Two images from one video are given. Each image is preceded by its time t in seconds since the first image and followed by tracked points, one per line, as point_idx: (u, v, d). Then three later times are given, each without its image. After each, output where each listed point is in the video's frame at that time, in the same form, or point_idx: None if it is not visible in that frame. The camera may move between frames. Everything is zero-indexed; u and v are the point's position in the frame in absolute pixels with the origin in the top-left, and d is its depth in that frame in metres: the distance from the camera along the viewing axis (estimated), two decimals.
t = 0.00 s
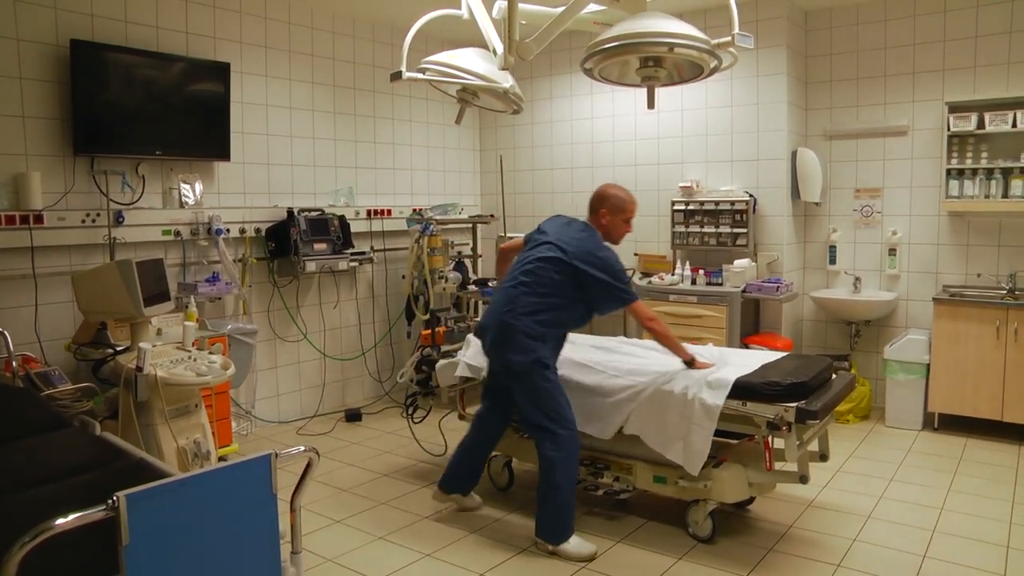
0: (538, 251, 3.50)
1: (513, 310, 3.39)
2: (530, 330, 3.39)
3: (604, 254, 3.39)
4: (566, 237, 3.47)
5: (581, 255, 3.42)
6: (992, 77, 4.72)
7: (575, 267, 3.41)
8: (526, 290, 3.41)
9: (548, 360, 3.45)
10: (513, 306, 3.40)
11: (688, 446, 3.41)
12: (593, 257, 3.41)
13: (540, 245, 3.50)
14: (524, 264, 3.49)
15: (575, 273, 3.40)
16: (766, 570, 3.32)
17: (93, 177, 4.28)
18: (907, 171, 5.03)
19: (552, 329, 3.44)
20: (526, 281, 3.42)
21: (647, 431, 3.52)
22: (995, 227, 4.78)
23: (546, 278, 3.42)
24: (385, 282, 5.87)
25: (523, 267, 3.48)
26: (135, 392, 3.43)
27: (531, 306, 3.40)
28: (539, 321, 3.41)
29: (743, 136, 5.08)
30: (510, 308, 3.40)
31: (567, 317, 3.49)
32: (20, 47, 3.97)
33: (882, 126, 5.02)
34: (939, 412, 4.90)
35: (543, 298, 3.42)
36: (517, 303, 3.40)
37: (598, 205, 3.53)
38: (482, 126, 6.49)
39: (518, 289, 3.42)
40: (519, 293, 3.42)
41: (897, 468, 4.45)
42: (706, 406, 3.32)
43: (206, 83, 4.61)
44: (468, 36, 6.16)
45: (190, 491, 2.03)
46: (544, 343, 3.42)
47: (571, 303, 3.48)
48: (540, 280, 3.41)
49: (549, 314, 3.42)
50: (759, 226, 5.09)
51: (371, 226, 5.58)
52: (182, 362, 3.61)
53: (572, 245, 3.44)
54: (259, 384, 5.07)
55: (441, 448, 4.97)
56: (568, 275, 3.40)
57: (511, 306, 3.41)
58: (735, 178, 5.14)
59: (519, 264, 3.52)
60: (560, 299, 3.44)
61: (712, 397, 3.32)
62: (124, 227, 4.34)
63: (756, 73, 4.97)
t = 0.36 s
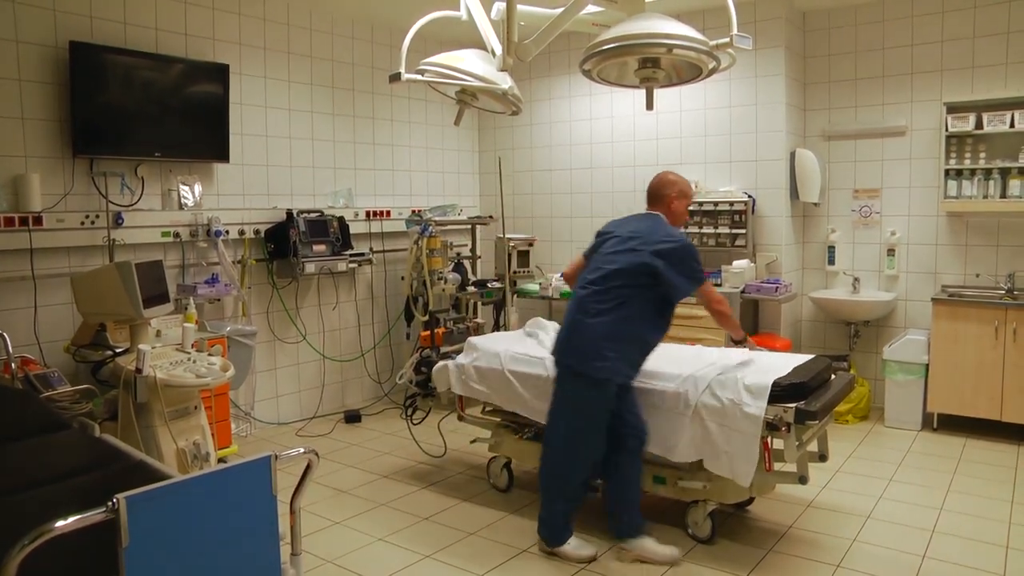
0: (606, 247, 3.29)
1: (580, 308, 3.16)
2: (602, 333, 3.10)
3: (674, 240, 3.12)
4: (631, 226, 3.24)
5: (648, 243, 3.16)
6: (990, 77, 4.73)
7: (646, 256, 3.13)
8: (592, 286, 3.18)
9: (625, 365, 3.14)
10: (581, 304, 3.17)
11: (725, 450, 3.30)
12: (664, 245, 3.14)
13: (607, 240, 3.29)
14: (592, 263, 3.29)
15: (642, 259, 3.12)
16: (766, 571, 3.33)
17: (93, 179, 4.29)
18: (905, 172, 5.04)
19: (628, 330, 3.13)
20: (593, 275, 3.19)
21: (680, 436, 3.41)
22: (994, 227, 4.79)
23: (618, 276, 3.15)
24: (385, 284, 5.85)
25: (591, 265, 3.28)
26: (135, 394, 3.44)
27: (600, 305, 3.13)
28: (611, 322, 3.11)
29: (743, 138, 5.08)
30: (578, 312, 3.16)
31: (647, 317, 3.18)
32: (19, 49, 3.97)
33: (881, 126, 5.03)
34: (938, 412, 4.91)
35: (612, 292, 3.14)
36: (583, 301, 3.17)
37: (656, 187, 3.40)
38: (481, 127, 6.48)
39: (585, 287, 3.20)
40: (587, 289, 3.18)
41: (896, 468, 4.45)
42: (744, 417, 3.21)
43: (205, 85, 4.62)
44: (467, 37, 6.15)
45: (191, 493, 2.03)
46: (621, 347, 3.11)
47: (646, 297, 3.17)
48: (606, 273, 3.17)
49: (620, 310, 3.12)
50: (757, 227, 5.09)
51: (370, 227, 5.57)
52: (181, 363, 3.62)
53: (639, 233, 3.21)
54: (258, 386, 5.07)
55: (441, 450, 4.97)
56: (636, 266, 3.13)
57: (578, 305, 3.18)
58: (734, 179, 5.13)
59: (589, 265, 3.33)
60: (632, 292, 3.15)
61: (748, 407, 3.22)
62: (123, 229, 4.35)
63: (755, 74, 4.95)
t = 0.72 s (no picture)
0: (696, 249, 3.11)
1: (697, 314, 2.94)
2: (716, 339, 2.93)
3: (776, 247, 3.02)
4: (725, 228, 3.09)
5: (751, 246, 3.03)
6: (986, 82, 4.74)
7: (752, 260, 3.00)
8: (702, 290, 2.98)
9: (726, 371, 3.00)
10: (694, 310, 2.95)
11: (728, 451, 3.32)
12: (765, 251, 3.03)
13: (698, 243, 3.11)
14: (685, 265, 3.09)
15: (752, 262, 2.99)
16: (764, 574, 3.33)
17: (90, 183, 4.28)
18: (902, 176, 5.05)
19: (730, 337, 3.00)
20: (701, 279, 3.00)
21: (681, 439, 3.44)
22: (990, 231, 4.80)
23: (723, 279, 2.99)
24: (383, 288, 5.83)
25: (688, 267, 3.06)
26: (132, 398, 3.44)
27: (711, 310, 2.95)
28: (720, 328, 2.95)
29: (741, 141, 5.00)
30: (691, 316, 2.94)
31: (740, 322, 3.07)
32: (16, 52, 3.97)
33: (879, 130, 5.04)
34: (936, 415, 4.92)
35: (722, 296, 2.97)
36: (697, 306, 2.96)
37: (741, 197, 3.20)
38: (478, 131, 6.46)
39: (692, 291, 2.99)
40: (697, 294, 2.98)
41: (893, 471, 4.46)
42: (747, 420, 3.21)
43: (204, 88, 4.62)
44: (465, 40, 6.15)
45: (188, 497, 2.02)
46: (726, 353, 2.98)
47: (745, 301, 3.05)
48: (715, 276, 2.99)
49: (728, 315, 2.97)
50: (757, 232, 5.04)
51: (368, 230, 5.55)
52: (179, 368, 3.61)
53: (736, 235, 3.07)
54: (256, 390, 5.05)
55: (439, 453, 4.97)
56: (743, 270, 2.98)
57: (692, 312, 2.95)
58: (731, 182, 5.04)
59: (678, 268, 3.12)
60: (739, 297, 3.01)
61: (751, 411, 3.22)
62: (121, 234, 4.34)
63: (753, 77, 4.93)
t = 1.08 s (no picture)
0: (790, 264, 2.93)
1: (820, 329, 2.75)
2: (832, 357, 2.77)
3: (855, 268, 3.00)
4: (819, 241, 2.96)
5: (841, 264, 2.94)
6: (975, 85, 4.75)
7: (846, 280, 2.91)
8: (812, 305, 2.80)
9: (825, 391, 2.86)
10: (816, 325, 2.77)
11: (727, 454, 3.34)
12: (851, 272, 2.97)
13: (799, 251, 2.95)
14: (791, 274, 2.90)
15: (848, 282, 2.90)
16: None
17: (80, 185, 4.27)
18: (892, 179, 5.05)
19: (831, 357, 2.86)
20: (816, 292, 2.83)
21: (674, 443, 3.45)
22: (979, 232, 4.82)
23: (829, 296, 2.84)
24: (374, 290, 5.81)
25: (796, 276, 2.88)
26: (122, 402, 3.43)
27: (827, 328, 2.78)
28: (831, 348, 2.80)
29: (731, 144, 5.01)
30: (814, 334, 2.74)
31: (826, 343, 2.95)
32: (6, 54, 3.95)
33: (869, 132, 5.03)
34: (925, 417, 4.94)
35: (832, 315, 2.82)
36: (817, 320, 2.78)
37: (823, 226, 3.10)
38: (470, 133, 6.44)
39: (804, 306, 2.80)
40: (815, 307, 2.80)
41: (883, 472, 4.47)
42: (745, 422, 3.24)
43: (194, 91, 4.61)
44: (456, 43, 6.14)
45: (177, 502, 2.02)
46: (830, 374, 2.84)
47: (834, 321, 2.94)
48: (822, 292, 2.83)
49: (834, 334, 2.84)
50: (747, 233, 5.04)
51: (360, 233, 5.55)
52: (169, 371, 3.60)
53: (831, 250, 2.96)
54: (247, 393, 5.03)
55: (431, 456, 4.98)
56: (843, 288, 2.88)
57: (813, 325, 2.76)
58: (722, 185, 5.08)
59: (779, 275, 2.93)
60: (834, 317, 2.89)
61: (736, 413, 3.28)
62: (111, 236, 4.33)
63: (743, 81, 4.94)
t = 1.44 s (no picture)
0: (845, 258, 2.79)
1: (907, 325, 2.73)
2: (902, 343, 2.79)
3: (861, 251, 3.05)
4: (849, 233, 2.89)
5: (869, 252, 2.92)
6: (965, 88, 4.72)
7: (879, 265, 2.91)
8: (885, 296, 2.75)
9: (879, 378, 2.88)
10: (900, 320, 2.73)
11: (719, 457, 3.35)
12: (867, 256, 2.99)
13: (854, 245, 2.82)
14: (858, 270, 2.77)
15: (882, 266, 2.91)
16: None
17: (70, 188, 4.26)
18: (882, 181, 4.98)
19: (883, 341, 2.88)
20: (887, 286, 2.78)
21: (667, 444, 3.46)
22: (969, 234, 4.78)
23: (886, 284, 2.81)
24: (365, 293, 5.79)
25: (860, 271, 2.76)
26: (112, 405, 3.48)
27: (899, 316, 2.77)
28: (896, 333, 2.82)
29: (721, 146, 5.01)
30: (901, 323, 2.71)
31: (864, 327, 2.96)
32: None
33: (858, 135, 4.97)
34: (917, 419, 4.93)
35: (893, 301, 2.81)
36: (898, 315, 2.75)
37: (836, 221, 3.05)
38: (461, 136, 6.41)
39: (881, 298, 2.73)
40: (894, 302, 2.75)
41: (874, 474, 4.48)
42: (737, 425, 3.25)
43: (185, 93, 4.61)
44: (447, 44, 6.11)
45: (169, 506, 2.02)
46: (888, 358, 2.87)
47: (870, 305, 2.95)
48: (883, 281, 2.79)
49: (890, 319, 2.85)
50: (737, 235, 5.04)
51: (350, 236, 5.56)
52: (160, 374, 3.62)
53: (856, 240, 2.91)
54: (238, 396, 5.03)
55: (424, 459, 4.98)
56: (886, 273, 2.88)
57: (898, 320, 2.72)
58: (713, 188, 5.08)
59: (849, 271, 2.76)
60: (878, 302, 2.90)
61: (728, 413, 3.32)
62: (102, 240, 4.35)
63: (733, 84, 4.93)
